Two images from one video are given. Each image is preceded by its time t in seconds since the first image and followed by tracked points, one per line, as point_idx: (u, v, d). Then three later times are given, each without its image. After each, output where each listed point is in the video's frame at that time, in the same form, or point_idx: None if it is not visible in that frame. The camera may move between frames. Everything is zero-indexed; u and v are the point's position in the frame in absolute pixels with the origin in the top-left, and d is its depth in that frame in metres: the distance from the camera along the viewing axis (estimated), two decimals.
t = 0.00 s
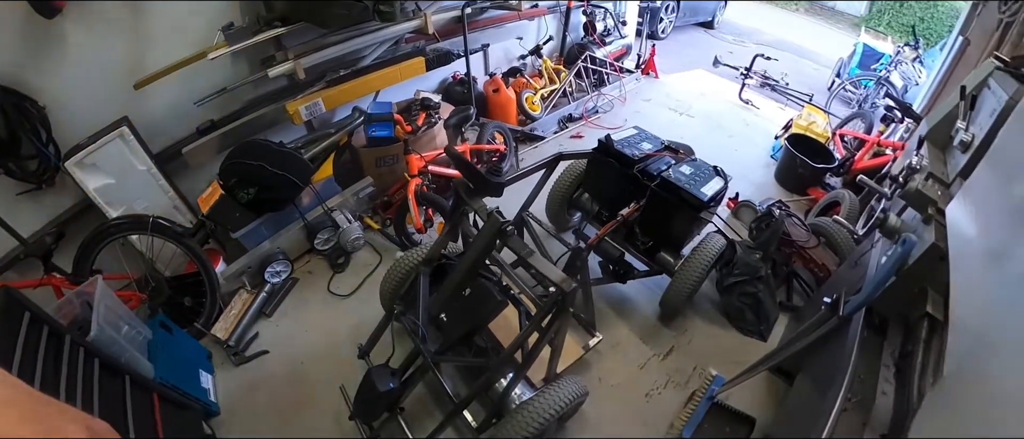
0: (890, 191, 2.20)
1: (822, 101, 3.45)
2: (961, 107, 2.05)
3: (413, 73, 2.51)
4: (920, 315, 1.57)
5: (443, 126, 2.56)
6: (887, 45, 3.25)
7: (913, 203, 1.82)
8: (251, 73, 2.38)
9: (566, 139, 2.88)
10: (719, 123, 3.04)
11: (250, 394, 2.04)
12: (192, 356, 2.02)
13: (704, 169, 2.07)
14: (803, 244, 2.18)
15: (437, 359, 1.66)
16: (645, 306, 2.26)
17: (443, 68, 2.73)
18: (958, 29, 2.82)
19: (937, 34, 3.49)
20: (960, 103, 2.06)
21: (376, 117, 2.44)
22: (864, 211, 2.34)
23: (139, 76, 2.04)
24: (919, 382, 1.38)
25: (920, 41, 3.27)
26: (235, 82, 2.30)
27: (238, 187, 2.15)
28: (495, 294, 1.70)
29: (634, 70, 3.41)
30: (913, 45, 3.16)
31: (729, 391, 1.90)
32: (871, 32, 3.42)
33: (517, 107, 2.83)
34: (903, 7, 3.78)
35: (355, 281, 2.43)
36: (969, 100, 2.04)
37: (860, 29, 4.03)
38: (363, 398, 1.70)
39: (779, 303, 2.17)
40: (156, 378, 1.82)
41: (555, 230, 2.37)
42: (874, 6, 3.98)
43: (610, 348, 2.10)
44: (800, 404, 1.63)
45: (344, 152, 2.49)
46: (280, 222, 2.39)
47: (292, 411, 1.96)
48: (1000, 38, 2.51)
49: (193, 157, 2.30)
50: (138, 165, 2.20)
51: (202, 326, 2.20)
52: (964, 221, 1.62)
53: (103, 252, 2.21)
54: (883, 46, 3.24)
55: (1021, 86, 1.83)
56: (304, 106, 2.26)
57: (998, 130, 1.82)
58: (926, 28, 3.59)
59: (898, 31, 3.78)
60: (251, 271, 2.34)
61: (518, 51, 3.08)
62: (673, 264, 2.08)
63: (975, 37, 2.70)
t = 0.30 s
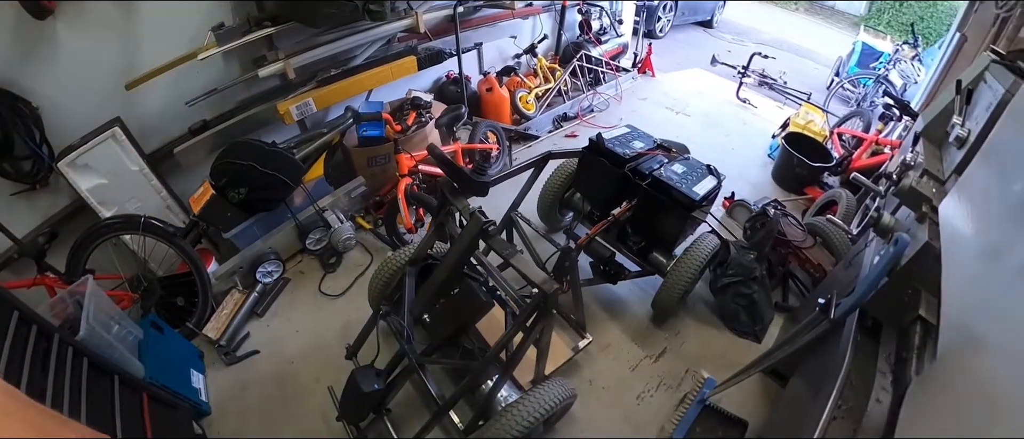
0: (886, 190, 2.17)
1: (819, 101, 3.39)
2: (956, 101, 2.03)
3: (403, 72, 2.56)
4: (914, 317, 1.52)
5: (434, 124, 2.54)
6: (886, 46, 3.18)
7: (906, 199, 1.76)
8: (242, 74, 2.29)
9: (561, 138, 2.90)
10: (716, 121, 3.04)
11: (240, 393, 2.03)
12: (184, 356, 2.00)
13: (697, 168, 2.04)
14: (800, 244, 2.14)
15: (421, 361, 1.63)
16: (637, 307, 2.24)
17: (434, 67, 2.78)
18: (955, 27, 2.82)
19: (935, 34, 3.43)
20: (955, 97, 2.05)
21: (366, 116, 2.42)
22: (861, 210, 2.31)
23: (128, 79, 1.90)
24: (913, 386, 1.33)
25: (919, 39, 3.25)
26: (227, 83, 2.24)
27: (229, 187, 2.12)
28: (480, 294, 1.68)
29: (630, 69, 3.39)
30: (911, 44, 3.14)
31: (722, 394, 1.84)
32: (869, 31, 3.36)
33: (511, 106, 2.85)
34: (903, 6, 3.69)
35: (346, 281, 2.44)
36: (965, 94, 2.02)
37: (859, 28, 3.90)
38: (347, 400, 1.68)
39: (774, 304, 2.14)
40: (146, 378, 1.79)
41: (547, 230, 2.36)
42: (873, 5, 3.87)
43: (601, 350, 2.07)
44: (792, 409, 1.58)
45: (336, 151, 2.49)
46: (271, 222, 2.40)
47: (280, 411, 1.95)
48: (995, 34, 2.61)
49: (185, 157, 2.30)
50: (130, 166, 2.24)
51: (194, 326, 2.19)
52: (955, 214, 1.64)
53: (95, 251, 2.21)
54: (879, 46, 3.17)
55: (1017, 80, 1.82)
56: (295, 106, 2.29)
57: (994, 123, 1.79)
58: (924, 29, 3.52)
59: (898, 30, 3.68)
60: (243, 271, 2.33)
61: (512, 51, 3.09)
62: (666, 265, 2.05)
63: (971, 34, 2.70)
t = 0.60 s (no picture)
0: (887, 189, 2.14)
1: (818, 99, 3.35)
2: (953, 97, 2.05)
3: (399, 72, 2.55)
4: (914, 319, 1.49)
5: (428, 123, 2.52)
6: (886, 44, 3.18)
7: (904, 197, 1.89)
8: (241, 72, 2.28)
9: (558, 137, 2.89)
10: (715, 121, 3.01)
11: (235, 394, 2.02)
12: (179, 355, 1.99)
13: (694, 166, 2.02)
14: (797, 243, 2.11)
15: (413, 361, 1.62)
16: (633, 307, 2.22)
17: (432, 67, 2.78)
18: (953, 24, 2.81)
19: (932, 33, 3.44)
20: (954, 93, 2.07)
21: (360, 116, 2.43)
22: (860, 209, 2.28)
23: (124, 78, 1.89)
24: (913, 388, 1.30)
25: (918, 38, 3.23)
26: (223, 82, 2.22)
27: (224, 187, 2.11)
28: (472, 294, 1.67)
29: (629, 68, 3.37)
30: (910, 42, 3.12)
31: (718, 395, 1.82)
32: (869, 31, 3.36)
33: (508, 105, 2.84)
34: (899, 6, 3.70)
35: (341, 280, 2.43)
36: (962, 89, 2.05)
37: (858, 28, 3.81)
38: (339, 400, 1.66)
39: (771, 304, 2.11)
40: (140, 377, 1.78)
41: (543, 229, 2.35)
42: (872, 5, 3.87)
43: (597, 351, 2.05)
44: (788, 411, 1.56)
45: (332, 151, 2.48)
46: (266, 222, 2.39)
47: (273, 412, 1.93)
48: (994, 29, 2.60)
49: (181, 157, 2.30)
50: (126, 164, 2.20)
51: (189, 325, 2.18)
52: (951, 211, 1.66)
53: (90, 251, 2.20)
54: (879, 44, 3.17)
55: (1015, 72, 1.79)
56: (290, 105, 2.28)
57: (991, 121, 1.78)
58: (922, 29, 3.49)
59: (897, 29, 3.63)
60: (238, 271, 2.33)
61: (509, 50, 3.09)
62: (662, 265, 2.03)
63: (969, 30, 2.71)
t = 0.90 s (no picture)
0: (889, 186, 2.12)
1: (819, 99, 3.37)
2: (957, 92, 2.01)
3: (398, 69, 2.54)
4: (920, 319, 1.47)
5: (427, 122, 2.51)
6: (885, 43, 3.13)
7: (908, 192, 1.82)
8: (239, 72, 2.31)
9: (557, 136, 2.88)
10: (715, 120, 2.99)
11: (231, 393, 2.00)
12: (176, 355, 1.97)
13: (694, 164, 2.00)
14: (799, 242, 2.10)
15: (410, 360, 1.60)
16: (633, 307, 2.20)
17: (432, 65, 2.77)
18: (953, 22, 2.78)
19: (933, 32, 3.36)
20: (956, 88, 2.05)
21: (358, 113, 2.42)
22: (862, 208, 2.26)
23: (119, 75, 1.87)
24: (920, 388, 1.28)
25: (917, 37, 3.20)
26: (221, 80, 2.23)
27: (221, 185, 2.11)
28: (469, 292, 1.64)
29: (629, 67, 3.36)
30: (910, 41, 3.09)
31: (718, 396, 1.80)
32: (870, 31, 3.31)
33: (507, 104, 2.84)
34: (900, 6, 3.62)
35: (339, 279, 2.42)
36: (964, 84, 2.02)
37: (858, 28, 3.83)
38: (335, 400, 1.64)
39: (772, 304, 2.09)
40: (136, 377, 1.76)
41: (542, 228, 2.33)
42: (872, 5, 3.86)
43: (596, 350, 2.03)
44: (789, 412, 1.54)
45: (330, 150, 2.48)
46: (264, 220, 2.38)
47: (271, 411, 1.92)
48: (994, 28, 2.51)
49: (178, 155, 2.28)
50: (123, 162, 2.19)
51: (186, 326, 2.15)
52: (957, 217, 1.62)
53: (87, 249, 2.19)
54: (879, 44, 3.13)
55: (1018, 67, 1.76)
56: (288, 103, 2.28)
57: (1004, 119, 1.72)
58: (922, 28, 3.44)
59: (896, 29, 3.58)
60: (235, 269, 2.32)
61: (509, 49, 3.08)
62: (662, 264, 2.01)
63: (969, 28, 2.69)
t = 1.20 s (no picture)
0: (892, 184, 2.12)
1: (821, 98, 3.38)
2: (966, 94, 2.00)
3: (399, 68, 2.53)
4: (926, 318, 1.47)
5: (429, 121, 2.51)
6: (887, 42, 3.13)
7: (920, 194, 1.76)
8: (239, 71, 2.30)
9: (559, 135, 2.88)
10: (716, 119, 2.99)
11: (232, 394, 1.99)
12: (177, 354, 1.96)
13: (697, 163, 2.00)
14: (802, 241, 2.10)
15: (413, 360, 1.59)
16: (636, 306, 2.19)
17: (433, 64, 2.76)
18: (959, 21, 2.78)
19: (936, 32, 3.35)
20: (967, 90, 2.03)
21: (359, 112, 2.41)
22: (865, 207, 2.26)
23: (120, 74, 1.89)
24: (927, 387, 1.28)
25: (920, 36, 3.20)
26: (222, 79, 2.22)
27: (222, 184, 2.10)
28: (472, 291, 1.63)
29: (630, 66, 3.35)
30: (913, 40, 3.08)
31: (723, 395, 1.80)
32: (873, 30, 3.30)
33: (508, 103, 2.83)
34: (902, 4, 3.62)
35: (342, 278, 2.42)
36: (976, 86, 2.00)
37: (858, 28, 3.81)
38: (338, 400, 1.64)
39: (776, 303, 2.09)
40: (136, 377, 1.75)
41: (544, 227, 2.33)
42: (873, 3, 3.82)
43: (599, 349, 2.02)
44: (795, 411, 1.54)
45: (332, 149, 2.47)
46: (266, 220, 2.37)
47: (274, 411, 1.92)
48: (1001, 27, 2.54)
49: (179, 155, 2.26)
50: (124, 162, 2.17)
51: (187, 325, 2.14)
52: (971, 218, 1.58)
53: (87, 249, 2.17)
54: (882, 43, 3.11)
55: None
56: (289, 102, 2.27)
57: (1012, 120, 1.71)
58: (925, 27, 3.42)
59: (897, 28, 3.56)
60: (237, 269, 2.31)
61: (510, 48, 3.08)
62: (665, 263, 2.01)
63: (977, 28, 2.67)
